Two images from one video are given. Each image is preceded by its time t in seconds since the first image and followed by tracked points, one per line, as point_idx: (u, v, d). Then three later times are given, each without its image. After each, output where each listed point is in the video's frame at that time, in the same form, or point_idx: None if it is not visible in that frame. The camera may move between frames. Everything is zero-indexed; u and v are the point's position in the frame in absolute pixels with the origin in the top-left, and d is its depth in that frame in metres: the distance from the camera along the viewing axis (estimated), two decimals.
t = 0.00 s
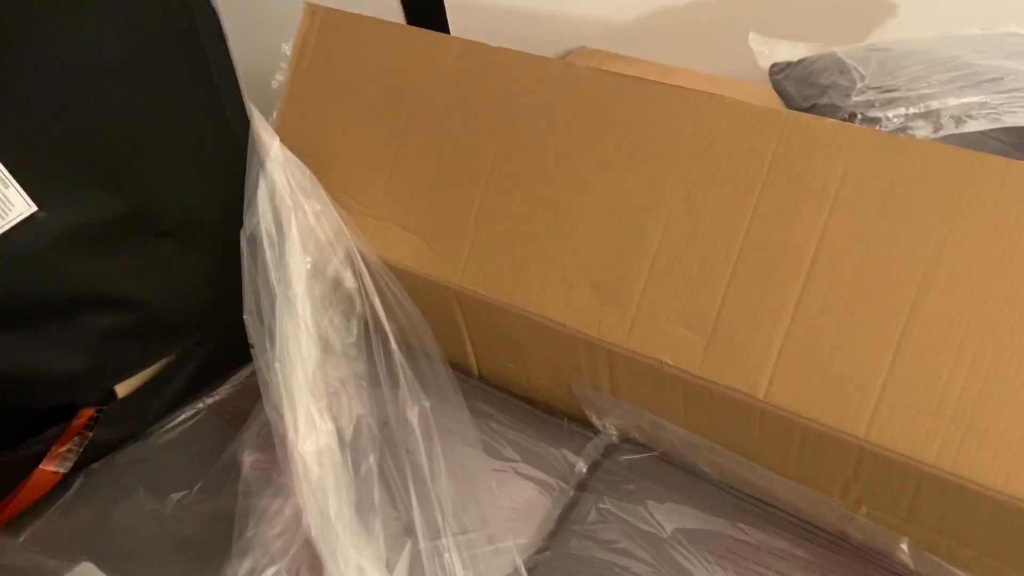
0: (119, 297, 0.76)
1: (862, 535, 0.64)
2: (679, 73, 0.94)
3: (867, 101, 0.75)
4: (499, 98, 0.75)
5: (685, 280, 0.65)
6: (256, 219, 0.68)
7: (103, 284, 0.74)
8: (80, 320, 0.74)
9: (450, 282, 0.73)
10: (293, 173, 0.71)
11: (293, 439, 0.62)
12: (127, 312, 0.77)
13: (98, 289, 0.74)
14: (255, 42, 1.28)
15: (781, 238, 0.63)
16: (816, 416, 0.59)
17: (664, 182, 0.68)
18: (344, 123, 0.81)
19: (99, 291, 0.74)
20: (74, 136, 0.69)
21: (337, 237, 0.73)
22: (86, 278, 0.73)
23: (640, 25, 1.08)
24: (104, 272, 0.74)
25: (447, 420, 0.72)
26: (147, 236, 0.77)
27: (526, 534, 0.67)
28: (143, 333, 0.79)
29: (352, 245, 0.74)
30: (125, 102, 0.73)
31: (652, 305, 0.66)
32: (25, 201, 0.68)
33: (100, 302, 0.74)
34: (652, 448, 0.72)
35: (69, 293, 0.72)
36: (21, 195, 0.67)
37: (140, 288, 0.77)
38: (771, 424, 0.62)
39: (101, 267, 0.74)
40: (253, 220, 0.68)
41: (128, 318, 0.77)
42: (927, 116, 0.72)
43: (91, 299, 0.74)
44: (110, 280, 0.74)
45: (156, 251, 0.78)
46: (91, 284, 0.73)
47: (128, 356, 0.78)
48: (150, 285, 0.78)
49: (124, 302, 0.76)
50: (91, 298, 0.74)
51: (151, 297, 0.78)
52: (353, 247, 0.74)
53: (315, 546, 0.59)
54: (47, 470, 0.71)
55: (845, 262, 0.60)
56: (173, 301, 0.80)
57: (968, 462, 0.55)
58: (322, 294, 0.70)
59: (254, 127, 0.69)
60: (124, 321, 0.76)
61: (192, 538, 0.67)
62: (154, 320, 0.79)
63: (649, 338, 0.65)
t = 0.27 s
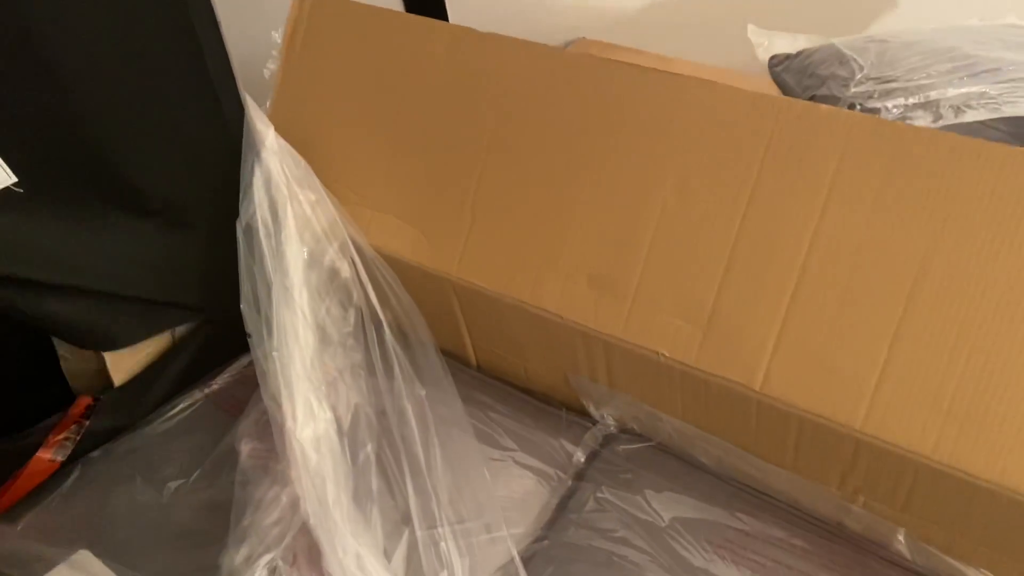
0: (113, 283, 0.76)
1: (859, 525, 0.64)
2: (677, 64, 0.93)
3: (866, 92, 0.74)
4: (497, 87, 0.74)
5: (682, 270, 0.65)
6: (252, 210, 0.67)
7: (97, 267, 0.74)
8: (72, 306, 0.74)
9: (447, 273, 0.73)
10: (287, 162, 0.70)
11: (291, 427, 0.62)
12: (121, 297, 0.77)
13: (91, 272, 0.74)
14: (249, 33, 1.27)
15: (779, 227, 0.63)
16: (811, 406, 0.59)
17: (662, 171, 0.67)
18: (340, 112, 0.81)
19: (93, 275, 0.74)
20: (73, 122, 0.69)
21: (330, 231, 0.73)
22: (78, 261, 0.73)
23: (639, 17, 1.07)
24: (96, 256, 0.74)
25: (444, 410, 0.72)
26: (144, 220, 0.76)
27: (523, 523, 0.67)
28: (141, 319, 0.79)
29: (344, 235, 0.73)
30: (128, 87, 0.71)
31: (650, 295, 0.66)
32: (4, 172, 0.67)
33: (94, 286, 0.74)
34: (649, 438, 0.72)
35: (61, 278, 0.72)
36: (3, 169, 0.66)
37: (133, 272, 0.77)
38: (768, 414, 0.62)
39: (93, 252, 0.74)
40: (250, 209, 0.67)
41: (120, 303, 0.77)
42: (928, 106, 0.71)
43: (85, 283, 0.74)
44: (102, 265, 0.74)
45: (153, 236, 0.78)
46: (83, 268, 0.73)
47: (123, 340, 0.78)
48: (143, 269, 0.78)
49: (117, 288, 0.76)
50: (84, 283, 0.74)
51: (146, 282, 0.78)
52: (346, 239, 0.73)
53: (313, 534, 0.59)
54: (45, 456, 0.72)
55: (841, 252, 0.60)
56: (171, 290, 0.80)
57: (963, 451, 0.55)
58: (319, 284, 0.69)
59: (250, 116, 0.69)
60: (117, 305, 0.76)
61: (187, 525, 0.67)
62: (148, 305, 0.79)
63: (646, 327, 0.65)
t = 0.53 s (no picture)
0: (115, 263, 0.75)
1: (856, 509, 0.64)
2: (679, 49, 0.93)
3: (868, 77, 0.74)
4: (499, 70, 0.74)
5: (683, 254, 0.65)
6: (253, 190, 0.67)
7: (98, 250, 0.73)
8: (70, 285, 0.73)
9: (448, 256, 0.73)
10: (289, 144, 0.70)
11: (292, 407, 0.62)
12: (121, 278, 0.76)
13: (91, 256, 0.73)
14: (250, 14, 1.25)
15: (780, 211, 0.62)
16: (811, 390, 0.59)
17: (663, 155, 0.67)
18: (341, 94, 0.81)
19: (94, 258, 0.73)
20: (76, 104, 0.68)
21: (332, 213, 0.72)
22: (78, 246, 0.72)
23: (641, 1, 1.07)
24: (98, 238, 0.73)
25: (444, 394, 0.72)
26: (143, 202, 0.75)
27: (522, 506, 0.67)
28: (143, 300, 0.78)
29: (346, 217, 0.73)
30: (128, 67, 0.71)
31: (650, 279, 0.66)
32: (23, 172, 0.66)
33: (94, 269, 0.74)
34: (648, 422, 0.73)
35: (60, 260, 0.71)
36: (21, 169, 0.65)
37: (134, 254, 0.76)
38: (767, 399, 0.62)
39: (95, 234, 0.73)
40: (251, 190, 0.67)
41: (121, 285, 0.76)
42: (930, 92, 0.71)
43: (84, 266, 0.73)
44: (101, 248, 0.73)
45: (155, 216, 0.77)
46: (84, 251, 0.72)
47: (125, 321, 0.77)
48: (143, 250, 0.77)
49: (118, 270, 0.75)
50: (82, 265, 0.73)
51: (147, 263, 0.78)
52: (347, 221, 0.73)
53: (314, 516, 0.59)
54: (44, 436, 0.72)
55: (842, 237, 0.60)
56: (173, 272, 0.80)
57: (962, 436, 0.55)
58: (320, 266, 0.69)
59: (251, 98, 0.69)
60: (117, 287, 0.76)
61: (188, 506, 0.68)
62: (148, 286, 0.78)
63: (647, 311, 0.65)
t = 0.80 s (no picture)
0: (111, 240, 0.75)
1: (855, 485, 0.64)
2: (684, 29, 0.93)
3: (873, 56, 0.73)
4: (504, 46, 0.74)
5: (687, 230, 0.65)
6: (257, 165, 0.66)
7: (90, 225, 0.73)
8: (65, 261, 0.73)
9: (450, 231, 0.73)
10: (294, 120, 0.68)
11: (294, 380, 0.62)
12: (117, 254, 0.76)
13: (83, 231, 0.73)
14: None
15: (784, 187, 0.62)
16: (811, 365, 0.59)
17: (668, 132, 0.67)
18: (345, 70, 0.81)
19: (87, 232, 0.74)
20: (78, 74, 0.67)
21: (335, 187, 0.71)
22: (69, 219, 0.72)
23: None
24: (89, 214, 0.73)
25: (446, 369, 0.72)
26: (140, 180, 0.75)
27: (523, 480, 0.67)
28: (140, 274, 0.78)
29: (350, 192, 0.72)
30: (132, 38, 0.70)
31: (653, 254, 0.66)
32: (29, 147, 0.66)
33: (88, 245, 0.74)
34: (648, 398, 0.73)
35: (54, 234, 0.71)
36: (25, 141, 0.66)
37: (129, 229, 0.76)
38: (768, 375, 0.62)
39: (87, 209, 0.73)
40: (254, 164, 0.66)
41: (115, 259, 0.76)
42: (935, 70, 0.71)
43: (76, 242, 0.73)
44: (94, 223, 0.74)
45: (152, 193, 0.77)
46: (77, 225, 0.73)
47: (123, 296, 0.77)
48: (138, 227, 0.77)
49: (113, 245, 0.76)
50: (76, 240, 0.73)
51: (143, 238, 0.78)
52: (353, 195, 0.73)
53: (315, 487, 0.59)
54: (48, 408, 0.72)
55: (844, 212, 0.60)
56: (174, 247, 0.80)
57: (963, 412, 0.55)
58: (323, 242, 0.68)
59: (255, 71, 0.66)
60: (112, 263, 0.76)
61: (191, 477, 0.68)
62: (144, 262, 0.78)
63: (649, 287, 0.65)
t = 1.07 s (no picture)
0: (114, 206, 0.73)
1: (853, 450, 0.64)
2: None
3: (879, 21, 0.72)
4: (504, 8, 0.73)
5: (688, 194, 0.65)
6: (254, 127, 0.64)
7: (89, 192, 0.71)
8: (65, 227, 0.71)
9: (450, 196, 0.73)
10: (291, 81, 0.67)
11: (292, 342, 0.61)
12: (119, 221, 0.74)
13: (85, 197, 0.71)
14: None
15: (788, 150, 0.62)
16: (810, 329, 0.59)
17: (669, 95, 0.66)
18: (345, 35, 0.80)
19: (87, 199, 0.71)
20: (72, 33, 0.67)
21: (334, 150, 0.71)
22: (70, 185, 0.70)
23: None
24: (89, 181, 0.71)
25: (445, 333, 0.72)
26: (137, 145, 0.73)
27: (522, 443, 0.68)
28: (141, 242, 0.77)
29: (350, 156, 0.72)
30: None
31: (654, 218, 0.65)
32: (24, 98, 0.63)
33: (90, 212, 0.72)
34: (648, 364, 0.73)
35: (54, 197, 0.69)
36: (18, 92, 0.63)
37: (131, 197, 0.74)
38: (767, 339, 0.62)
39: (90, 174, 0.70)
40: (252, 126, 0.65)
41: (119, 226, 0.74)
42: (941, 35, 0.71)
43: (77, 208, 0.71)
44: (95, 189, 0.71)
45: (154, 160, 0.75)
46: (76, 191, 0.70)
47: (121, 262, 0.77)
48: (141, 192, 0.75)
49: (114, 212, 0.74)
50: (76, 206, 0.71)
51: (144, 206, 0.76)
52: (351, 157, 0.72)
53: (314, 448, 0.58)
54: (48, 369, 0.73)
55: (845, 175, 0.60)
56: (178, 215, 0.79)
57: (962, 375, 0.55)
58: (321, 206, 0.67)
59: (252, 31, 0.65)
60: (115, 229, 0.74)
61: (192, 438, 0.69)
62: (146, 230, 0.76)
63: (649, 252, 0.65)
